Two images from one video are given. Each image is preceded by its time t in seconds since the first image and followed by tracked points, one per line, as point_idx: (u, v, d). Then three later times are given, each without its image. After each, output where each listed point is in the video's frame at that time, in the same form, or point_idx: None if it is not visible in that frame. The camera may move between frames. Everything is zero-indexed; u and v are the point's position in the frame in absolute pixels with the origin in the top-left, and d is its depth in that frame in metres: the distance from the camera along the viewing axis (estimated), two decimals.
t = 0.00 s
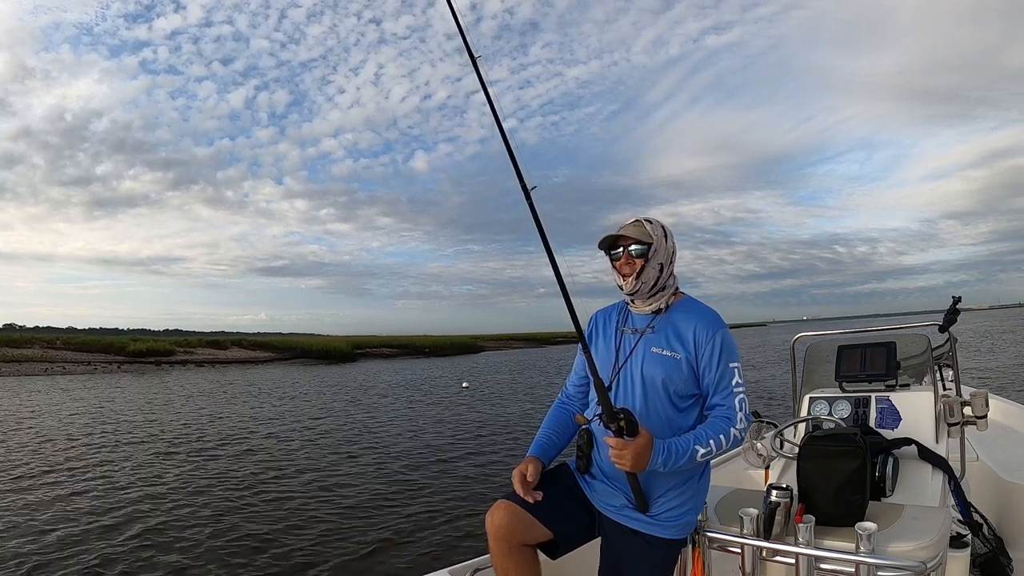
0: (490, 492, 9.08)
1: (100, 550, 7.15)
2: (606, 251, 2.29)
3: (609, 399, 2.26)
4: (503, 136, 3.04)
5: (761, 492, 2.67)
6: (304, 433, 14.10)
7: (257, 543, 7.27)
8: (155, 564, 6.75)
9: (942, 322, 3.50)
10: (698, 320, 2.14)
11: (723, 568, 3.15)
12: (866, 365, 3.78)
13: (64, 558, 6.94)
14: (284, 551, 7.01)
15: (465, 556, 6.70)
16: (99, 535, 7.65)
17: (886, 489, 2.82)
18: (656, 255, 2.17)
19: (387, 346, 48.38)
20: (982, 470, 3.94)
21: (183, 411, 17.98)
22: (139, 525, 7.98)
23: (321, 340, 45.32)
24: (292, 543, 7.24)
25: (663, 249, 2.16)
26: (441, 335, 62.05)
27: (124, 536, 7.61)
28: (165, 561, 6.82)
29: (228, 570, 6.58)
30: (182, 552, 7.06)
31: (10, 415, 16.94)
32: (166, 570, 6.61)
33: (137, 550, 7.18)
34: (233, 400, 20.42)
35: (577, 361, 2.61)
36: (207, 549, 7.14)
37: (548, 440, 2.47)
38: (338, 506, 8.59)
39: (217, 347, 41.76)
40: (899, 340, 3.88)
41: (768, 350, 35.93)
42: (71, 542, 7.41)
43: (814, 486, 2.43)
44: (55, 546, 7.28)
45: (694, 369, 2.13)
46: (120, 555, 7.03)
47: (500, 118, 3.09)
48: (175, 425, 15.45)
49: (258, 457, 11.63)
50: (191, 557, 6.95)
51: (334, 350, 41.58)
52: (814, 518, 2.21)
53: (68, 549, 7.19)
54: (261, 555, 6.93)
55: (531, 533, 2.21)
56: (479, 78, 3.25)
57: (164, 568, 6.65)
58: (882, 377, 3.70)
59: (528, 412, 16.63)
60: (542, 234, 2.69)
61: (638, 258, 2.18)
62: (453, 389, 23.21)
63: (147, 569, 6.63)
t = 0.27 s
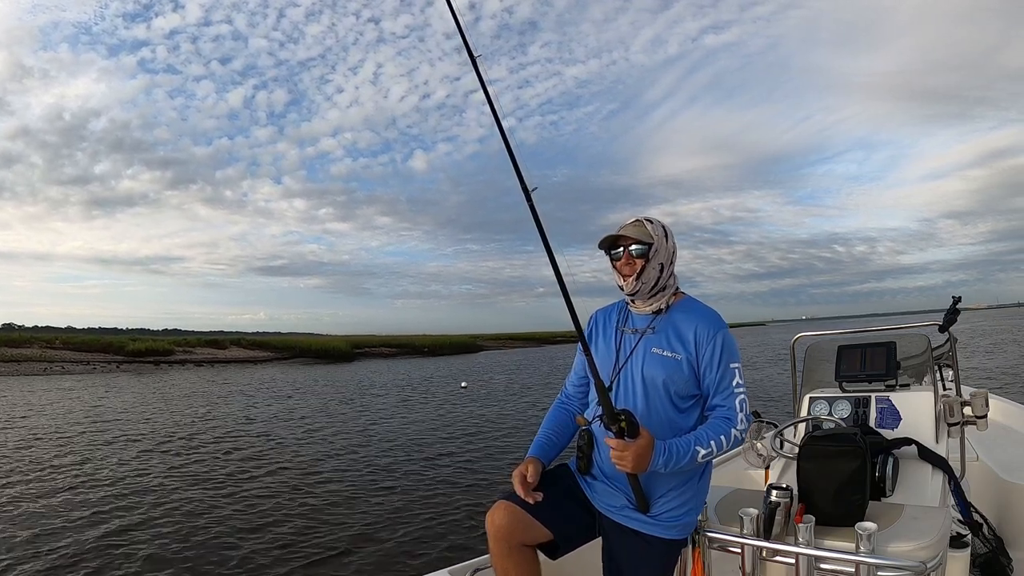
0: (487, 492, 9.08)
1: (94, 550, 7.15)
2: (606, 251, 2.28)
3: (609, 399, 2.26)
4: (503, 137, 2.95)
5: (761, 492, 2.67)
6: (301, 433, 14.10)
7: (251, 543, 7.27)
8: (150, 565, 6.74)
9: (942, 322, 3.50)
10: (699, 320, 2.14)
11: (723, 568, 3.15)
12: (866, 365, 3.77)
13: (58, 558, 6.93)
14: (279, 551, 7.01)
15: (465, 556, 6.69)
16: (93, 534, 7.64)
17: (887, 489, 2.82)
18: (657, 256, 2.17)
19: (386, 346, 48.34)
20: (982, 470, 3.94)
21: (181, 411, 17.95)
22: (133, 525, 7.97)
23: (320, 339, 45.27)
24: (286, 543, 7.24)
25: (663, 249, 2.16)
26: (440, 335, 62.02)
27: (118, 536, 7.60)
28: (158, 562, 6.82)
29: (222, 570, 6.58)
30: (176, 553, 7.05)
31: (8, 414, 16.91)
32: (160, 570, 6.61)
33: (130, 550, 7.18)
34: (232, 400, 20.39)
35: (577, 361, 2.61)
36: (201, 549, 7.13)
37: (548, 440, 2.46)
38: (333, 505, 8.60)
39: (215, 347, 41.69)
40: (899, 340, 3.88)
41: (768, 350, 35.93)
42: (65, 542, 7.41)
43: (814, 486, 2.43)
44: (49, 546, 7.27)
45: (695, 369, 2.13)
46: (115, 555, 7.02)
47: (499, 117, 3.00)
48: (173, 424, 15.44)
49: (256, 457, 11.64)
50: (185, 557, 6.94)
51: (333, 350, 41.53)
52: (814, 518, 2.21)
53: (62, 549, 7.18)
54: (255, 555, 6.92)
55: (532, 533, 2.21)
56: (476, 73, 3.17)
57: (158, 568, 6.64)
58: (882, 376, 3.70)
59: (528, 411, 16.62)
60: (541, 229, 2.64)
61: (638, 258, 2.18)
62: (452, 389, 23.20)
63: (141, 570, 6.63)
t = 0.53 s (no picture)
0: (485, 492, 9.07)
1: (89, 550, 7.14)
2: (606, 251, 2.28)
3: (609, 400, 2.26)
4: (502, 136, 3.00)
5: (761, 492, 2.66)
6: (300, 433, 14.11)
7: (246, 544, 7.26)
8: (144, 565, 6.73)
9: (942, 321, 3.50)
10: (699, 321, 2.13)
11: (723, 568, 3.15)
12: (866, 365, 3.77)
13: (53, 558, 6.92)
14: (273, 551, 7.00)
15: (464, 557, 6.68)
16: (90, 534, 7.64)
17: (887, 489, 2.82)
18: (657, 256, 2.17)
19: (385, 346, 48.31)
20: (983, 470, 3.94)
21: (179, 411, 17.93)
22: (129, 525, 7.96)
23: (319, 339, 45.24)
24: (281, 543, 7.22)
25: (664, 250, 2.16)
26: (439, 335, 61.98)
27: (113, 536, 7.59)
28: (153, 562, 6.81)
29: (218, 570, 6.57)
30: (171, 553, 7.04)
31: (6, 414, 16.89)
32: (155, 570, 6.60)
33: (125, 550, 7.17)
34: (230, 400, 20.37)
35: (577, 361, 2.61)
36: (196, 550, 7.12)
37: (548, 440, 2.46)
38: (330, 505, 8.58)
39: (215, 347, 41.69)
40: (899, 340, 3.88)
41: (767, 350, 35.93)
42: (60, 542, 7.40)
43: (814, 486, 2.43)
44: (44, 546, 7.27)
45: (695, 370, 2.12)
46: (110, 555, 7.01)
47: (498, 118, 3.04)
48: (171, 425, 15.42)
49: (254, 457, 11.64)
50: (180, 557, 6.93)
51: (332, 350, 41.50)
52: (814, 518, 2.20)
53: (56, 549, 7.17)
54: (250, 556, 6.91)
55: (532, 533, 2.20)
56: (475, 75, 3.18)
57: (153, 569, 6.63)
58: (882, 377, 3.70)
59: (527, 411, 16.61)
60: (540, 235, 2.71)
61: (638, 259, 2.17)
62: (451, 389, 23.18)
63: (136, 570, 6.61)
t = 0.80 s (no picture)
0: (483, 492, 9.10)
1: (86, 550, 7.16)
2: (606, 252, 2.28)
3: (609, 400, 2.26)
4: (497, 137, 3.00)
5: (762, 492, 2.66)
6: (300, 433, 14.15)
7: (242, 544, 7.28)
8: (141, 565, 6.75)
9: (942, 321, 3.50)
10: (698, 320, 2.14)
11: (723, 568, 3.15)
12: (866, 365, 3.78)
13: (50, 558, 6.95)
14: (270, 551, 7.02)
15: (463, 557, 6.68)
16: (88, 534, 7.67)
17: (887, 489, 2.82)
18: (657, 257, 2.17)
19: (384, 346, 48.32)
20: (982, 470, 3.94)
21: (178, 412, 17.93)
22: (127, 525, 7.99)
23: (318, 340, 45.25)
24: (277, 543, 7.25)
25: (664, 250, 2.16)
26: (438, 335, 61.98)
27: (111, 536, 7.62)
28: (150, 562, 6.83)
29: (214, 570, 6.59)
30: (168, 553, 7.07)
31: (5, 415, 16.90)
32: (151, 570, 6.62)
33: (122, 550, 7.19)
34: (229, 401, 20.37)
35: (576, 361, 2.61)
36: (193, 549, 7.14)
37: (548, 441, 2.46)
38: (327, 506, 8.60)
39: (214, 348, 41.72)
40: (898, 340, 3.88)
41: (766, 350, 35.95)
42: (58, 542, 7.43)
43: (814, 486, 2.43)
44: (42, 546, 7.30)
45: (694, 369, 2.12)
46: (108, 554, 7.04)
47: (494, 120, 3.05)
48: (169, 425, 15.44)
49: (251, 458, 11.66)
50: (177, 557, 6.95)
51: (331, 350, 41.52)
52: (814, 518, 2.20)
53: (55, 549, 7.20)
54: (247, 556, 6.93)
55: (532, 533, 2.20)
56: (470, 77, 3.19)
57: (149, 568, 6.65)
58: (882, 377, 3.70)
59: (526, 412, 16.62)
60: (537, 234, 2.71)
61: (638, 259, 2.17)
62: (450, 389, 23.17)
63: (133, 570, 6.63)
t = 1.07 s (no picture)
0: (479, 492, 9.10)
1: (81, 551, 7.16)
2: (605, 252, 2.28)
3: (608, 400, 2.26)
4: (496, 139, 3.00)
5: (762, 492, 2.66)
6: (298, 434, 14.17)
7: (238, 544, 7.29)
8: (137, 564, 6.76)
9: (942, 322, 3.50)
10: (697, 319, 2.13)
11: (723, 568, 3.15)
12: (866, 365, 3.78)
13: (47, 558, 6.96)
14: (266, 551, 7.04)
15: (462, 557, 6.68)
16: (84, 534, 7.68)
17: (887, 489, 2.82)
18: (657, 257, 2.17)
19: (383, 347, 48.33)
20: (983, 470, 3.94)
21: (176, 412, 17.91)
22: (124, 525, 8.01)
23: (317, 340, 45.28)
24: (273, 543, 7.26)
25: (664, 250, 2.16)
26: (437, 336, 62.01)
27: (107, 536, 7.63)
28: (145, 562, 6.83)
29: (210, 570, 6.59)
30: (164, 553, 7.08)
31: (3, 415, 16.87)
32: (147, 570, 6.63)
33: (118, 551, 7.19)
34: (228, 401, 20.35)
35: (576, 361, 2.60)
36: (188, 549, 7.16)
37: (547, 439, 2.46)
38: (324, 506, 8.62)
39: (214, 348, 41.70)
40: (899, 340, 3.88)
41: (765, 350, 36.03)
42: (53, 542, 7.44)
43: (814, 486, 2.43)
44: (39, 545, 7.32)
45: (694, 369, 2.12)
46: (104, 554, 7.06)
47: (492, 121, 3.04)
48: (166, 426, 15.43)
49: (247, 458, 11.66)
50: (172, 557, 6.97)
51: (330, 351, 41.53)
52: (814, 518, 2.20)
53: (51, 549, 7.22)
54: (242, 556, 6.94)
55: (532, 533, 2.20)
56: (468, 77, 3.17)
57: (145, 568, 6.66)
58: (882, 376, 3.71)
59: (525, 412, 16.62)
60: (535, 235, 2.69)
61: (638, 260, 2.17)
62: (450, 390, 23.17)
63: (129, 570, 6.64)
